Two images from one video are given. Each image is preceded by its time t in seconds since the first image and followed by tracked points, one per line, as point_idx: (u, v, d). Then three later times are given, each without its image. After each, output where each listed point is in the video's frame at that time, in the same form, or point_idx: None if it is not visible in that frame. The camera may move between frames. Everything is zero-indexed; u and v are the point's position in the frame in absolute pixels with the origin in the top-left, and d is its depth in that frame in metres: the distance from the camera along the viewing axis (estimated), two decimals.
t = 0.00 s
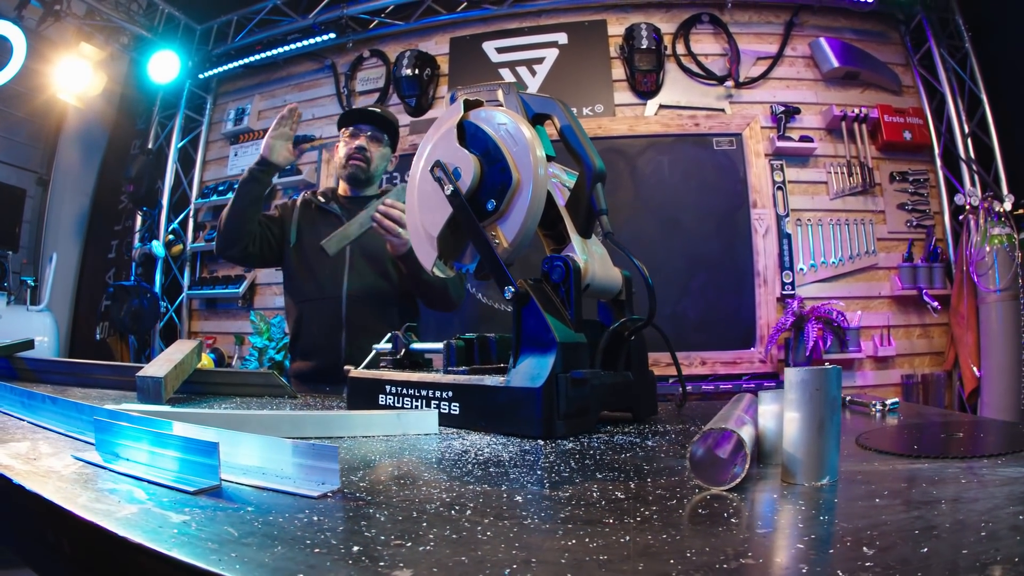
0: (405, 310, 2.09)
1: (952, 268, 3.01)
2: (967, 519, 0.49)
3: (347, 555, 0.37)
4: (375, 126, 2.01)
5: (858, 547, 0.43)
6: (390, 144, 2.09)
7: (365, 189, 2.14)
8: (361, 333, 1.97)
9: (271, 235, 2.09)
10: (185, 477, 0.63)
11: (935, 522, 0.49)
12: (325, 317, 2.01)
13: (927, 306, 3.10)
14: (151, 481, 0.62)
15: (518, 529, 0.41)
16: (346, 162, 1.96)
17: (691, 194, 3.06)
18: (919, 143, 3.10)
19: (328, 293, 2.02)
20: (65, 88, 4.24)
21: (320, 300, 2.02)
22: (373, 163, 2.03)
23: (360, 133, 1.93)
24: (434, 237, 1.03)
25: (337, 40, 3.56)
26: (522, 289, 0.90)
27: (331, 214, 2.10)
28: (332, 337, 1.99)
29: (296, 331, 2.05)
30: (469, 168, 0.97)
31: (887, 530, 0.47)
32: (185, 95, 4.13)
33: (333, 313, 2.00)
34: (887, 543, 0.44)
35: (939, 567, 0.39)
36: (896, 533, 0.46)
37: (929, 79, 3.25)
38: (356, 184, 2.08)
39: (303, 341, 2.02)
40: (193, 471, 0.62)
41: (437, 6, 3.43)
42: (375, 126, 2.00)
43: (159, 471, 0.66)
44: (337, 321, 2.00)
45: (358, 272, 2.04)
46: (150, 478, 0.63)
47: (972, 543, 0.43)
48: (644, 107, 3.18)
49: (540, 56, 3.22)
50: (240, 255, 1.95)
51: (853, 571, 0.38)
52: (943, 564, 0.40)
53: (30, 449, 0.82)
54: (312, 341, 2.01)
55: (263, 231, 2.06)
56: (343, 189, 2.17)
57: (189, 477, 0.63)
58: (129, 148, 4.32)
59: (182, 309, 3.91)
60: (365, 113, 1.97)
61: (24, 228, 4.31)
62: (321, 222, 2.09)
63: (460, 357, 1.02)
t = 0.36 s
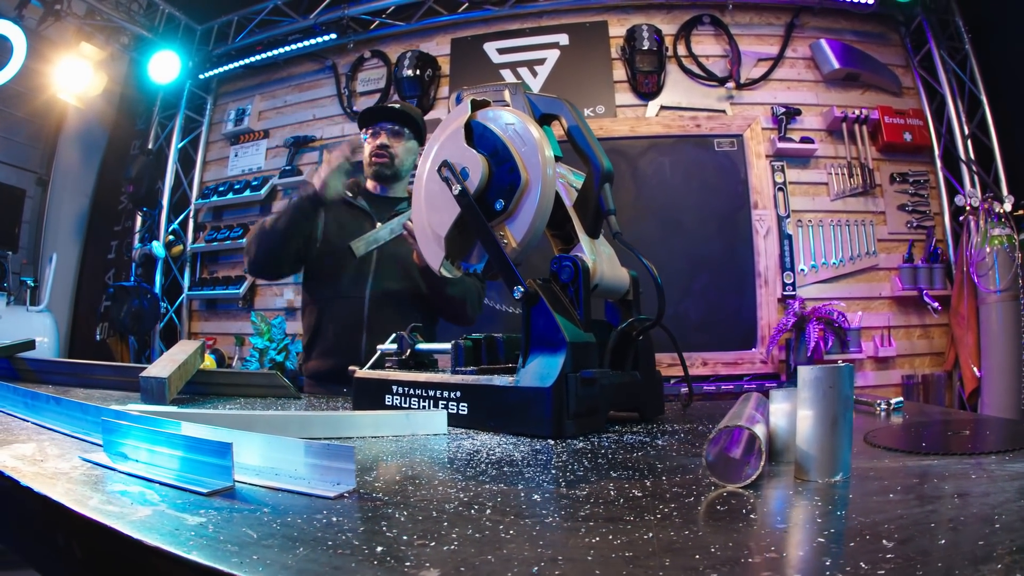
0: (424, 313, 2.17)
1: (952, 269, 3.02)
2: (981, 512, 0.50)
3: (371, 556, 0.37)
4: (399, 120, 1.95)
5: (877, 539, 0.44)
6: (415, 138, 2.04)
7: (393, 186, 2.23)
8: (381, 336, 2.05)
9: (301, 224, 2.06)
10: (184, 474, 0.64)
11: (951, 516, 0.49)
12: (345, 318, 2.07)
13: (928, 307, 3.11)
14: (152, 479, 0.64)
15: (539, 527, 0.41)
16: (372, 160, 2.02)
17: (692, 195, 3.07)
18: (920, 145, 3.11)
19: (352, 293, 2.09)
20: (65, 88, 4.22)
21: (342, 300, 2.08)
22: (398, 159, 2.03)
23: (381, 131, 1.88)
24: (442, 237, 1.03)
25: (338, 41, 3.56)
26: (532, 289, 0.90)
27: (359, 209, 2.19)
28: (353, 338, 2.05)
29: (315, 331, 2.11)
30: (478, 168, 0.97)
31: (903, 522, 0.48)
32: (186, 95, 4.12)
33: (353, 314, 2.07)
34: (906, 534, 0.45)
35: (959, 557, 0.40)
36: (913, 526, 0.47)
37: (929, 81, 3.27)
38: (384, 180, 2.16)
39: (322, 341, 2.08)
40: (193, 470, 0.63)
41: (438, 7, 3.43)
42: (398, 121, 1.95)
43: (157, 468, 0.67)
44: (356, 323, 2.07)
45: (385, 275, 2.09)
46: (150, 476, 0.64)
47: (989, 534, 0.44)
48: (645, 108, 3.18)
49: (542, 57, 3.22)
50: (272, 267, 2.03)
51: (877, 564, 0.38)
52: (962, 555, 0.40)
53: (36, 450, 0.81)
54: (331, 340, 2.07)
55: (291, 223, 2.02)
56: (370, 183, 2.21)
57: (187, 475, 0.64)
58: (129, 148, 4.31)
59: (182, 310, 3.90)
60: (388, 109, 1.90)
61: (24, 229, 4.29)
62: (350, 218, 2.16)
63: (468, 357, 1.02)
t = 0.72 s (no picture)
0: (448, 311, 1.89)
1: (953, 270, 3.02)
2: (993, 506, 0.50)
3: (388, 557, 0.37)
4: (407, 117, 1.91)
5: (893, 533, 0.44)
6: (431, 130, 1.97)
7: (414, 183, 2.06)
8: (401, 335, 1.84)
9: (323, 234, 2.04)
10: (186, 473, 0.64)
11: (963, 510, 0.49)
12: (361, 314, 1.89)
13: (929, 307, 3.11)
14: (156, 479, 0.63)
15: (556, 526, 0.41)
16: (389, 159, 1.92)
17: (693, 195, 3.07)
18: (920, 145, 3.12)
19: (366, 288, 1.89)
20: (65, 88, 4.21)
21: (357, 294, 1.90)
22: (415, 154, 1.95)
23: (393, 129, 1.86)
24: (448, 236, 1.02)
25: (338, 41, 3.55)
26: (539, 288, 0.89)
27: (381, 209, 2.05)
28: (368, 336, 1.86)
29: (331, 326, 1.93)
30: (483, 167, 0.97)
31: (918, 517, 0.48)
32: (186, 95, 4.12)
33: (369, 309, 1.88)
34: (921, 529, 0.45)
35: (975, 549, 0.40)
36: (927, 520, 0.47)
37: (929, 81, 3.28)
38: (404, 179, 2.02)
39: (338, 338, 1.90)
40: (199, 470, 0.63)
41: (439, 7, 3.43)
42: (406, 117, 1.91)
43: (159, 468, 0.67)
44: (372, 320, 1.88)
45: (401, 269, 1.88)
46: (152, 475, 0.64)
47: (1002, 527, 0.44)
48: (645, 108, 3.18)
49: (542, 57, 3.22)
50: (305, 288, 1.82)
51: (896, 557, 0.38)
52: (977, 546, 0.40)
53: (38, 451, 0.81)
54: (346, 337, 1.89)
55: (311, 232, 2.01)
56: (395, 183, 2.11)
57: (189, 474, 0.64)
58: (129, 149, 4.30)
59: (182, 311, 3.89)
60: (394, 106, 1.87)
61: (23, 229, 4.28)
62: (369, 217, 2.04)
63: (474, 357, 1.02)
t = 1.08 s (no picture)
0: (450, 315, 1.89)
1: (953, 269, 3.02)
2: (1003, 500, 0.50)
3: (397, 555, 0.36)
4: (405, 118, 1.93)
5: (905, 528, 0.43)
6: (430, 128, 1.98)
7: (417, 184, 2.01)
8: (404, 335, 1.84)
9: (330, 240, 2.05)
10: (188, 471, 0.63)
11: (975, 504, 0.49)
12: (364, 314, 1.88)
13: (929, 307, 3.11)
14: (157, 477, 0.62)
15: (567, 523, 0.41)
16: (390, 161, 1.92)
17: (694, 195, 3.07)
18: (920, 145, 3.12)
19: (368, 288, 1.89)
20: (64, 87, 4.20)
21: (360, 294, 1.90)
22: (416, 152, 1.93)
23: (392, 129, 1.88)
24: (451, 234, 1.02)
25: (338, 41, 3.55)
26: (542, 286, 0.89)
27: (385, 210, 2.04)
28: (367, 337, 1.86)
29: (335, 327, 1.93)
30: (487, 165, 0.97)
31: (929, 512, 0.48)
32: (185, 95, 4.11)
33: (373, 310, 1.87)
34: (932, 522, 0.44)
35: (988, 541, 0.39)
36: (937, 514, 0.47)
37: (929, 81, 3.28)
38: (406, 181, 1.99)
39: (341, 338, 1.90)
40: (201, 468, 0.62)
41: (439, 7, 3.43)
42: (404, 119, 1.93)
43: (160, 466, 0.66)
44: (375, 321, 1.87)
45: (404, 271, 1.88)
46: (153, 473, 0.64)
47: (1014, 520, 0.44)
48: (646, 108, 3.18)
49: (542, 57, 3.22)
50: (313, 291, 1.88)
51: (909, 551, 0.38)
52: (992, 539, 0.40)
53: (38, 449, 0.80)
54: (350, 337, 1.88)
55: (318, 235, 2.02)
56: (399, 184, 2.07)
57: (190, 472, 0.63)
58: (129, 149, 4.30)
59: (181, 311, 3.89)
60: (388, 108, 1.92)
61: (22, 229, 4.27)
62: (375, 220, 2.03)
63: (477, 355, 1.02)
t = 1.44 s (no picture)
0: (440, 314, 1.88)
1: (955, 269, 3.01)
2: (1017, 496, 0.49)
3: (399, 556, 0.35)
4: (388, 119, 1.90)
5: (920, 524, 0.43)
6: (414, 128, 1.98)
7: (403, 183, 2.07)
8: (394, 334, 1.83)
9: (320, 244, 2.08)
10: (184, 469, 0.62)
11: (989, 499, 0.48)
12: (354, 315, 1.88)
13: (930, 306, 3.11)
14: (153, 476, 0.61)
15: (573, 521, 0.40)
16: (372, 163, 1.94)
17: (694, 195, 3.06)
18: (921, 144, 3.12)
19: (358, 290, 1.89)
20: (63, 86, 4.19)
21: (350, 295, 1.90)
22: (400, 153, 1.95)
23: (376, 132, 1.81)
24: (451, 231, 1.01)
25: (338, 40, 3.54)
26: (545, 283, 0.88)
27: (371, 211, 2.08)
28: (359, 337, 1.86)
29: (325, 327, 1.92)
30: (487, 161, 0.96)
31: (944, 507, 0.47)
32: (184, 94, 4.11)
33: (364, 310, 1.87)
34: (947, 518, 0.44)
35: (1005, 537, 0.39)
36: (951, 510, 0.46)
37: (929, 80, 3.28)
38: (389, 180, 2.02)
39: (331, 339, 1.88)
40: (198, 466, 0.61)
41: (438, 6, 3.42)
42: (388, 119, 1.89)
43: (155, 464, 0.65)
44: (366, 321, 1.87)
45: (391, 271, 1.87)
46: (149, 472, 0.63)
47: None
48: (646, 107, 3.18)
49: (542, 56, 3.22)
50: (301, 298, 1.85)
51: (925, 547, 0.37)
52: (1008, 534, 0.39)
53: (31, 447, 0.79)
54: (340, 337, 1.87)
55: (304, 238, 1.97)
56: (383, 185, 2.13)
57: (187, 470, 0.62)
58: (128, 149, 4.29)
59: (180, 311, 3.88)
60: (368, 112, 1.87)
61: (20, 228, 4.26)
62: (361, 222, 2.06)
63: (478, 353, 1.01)
